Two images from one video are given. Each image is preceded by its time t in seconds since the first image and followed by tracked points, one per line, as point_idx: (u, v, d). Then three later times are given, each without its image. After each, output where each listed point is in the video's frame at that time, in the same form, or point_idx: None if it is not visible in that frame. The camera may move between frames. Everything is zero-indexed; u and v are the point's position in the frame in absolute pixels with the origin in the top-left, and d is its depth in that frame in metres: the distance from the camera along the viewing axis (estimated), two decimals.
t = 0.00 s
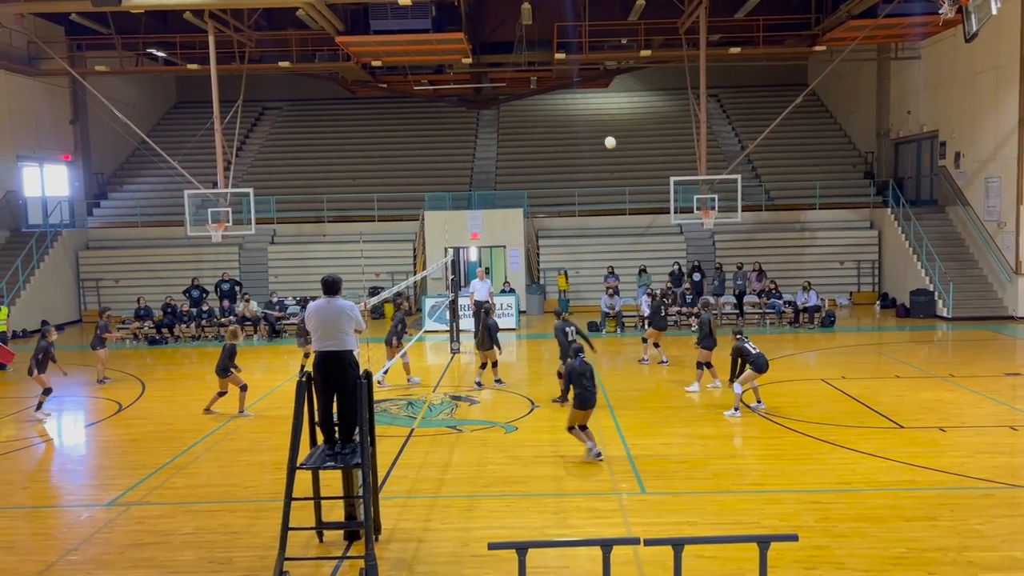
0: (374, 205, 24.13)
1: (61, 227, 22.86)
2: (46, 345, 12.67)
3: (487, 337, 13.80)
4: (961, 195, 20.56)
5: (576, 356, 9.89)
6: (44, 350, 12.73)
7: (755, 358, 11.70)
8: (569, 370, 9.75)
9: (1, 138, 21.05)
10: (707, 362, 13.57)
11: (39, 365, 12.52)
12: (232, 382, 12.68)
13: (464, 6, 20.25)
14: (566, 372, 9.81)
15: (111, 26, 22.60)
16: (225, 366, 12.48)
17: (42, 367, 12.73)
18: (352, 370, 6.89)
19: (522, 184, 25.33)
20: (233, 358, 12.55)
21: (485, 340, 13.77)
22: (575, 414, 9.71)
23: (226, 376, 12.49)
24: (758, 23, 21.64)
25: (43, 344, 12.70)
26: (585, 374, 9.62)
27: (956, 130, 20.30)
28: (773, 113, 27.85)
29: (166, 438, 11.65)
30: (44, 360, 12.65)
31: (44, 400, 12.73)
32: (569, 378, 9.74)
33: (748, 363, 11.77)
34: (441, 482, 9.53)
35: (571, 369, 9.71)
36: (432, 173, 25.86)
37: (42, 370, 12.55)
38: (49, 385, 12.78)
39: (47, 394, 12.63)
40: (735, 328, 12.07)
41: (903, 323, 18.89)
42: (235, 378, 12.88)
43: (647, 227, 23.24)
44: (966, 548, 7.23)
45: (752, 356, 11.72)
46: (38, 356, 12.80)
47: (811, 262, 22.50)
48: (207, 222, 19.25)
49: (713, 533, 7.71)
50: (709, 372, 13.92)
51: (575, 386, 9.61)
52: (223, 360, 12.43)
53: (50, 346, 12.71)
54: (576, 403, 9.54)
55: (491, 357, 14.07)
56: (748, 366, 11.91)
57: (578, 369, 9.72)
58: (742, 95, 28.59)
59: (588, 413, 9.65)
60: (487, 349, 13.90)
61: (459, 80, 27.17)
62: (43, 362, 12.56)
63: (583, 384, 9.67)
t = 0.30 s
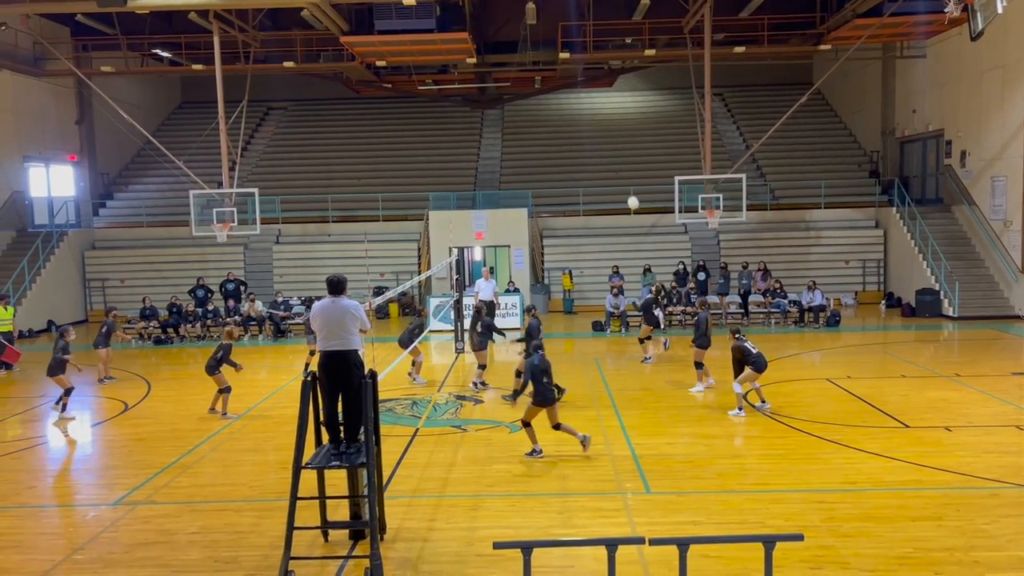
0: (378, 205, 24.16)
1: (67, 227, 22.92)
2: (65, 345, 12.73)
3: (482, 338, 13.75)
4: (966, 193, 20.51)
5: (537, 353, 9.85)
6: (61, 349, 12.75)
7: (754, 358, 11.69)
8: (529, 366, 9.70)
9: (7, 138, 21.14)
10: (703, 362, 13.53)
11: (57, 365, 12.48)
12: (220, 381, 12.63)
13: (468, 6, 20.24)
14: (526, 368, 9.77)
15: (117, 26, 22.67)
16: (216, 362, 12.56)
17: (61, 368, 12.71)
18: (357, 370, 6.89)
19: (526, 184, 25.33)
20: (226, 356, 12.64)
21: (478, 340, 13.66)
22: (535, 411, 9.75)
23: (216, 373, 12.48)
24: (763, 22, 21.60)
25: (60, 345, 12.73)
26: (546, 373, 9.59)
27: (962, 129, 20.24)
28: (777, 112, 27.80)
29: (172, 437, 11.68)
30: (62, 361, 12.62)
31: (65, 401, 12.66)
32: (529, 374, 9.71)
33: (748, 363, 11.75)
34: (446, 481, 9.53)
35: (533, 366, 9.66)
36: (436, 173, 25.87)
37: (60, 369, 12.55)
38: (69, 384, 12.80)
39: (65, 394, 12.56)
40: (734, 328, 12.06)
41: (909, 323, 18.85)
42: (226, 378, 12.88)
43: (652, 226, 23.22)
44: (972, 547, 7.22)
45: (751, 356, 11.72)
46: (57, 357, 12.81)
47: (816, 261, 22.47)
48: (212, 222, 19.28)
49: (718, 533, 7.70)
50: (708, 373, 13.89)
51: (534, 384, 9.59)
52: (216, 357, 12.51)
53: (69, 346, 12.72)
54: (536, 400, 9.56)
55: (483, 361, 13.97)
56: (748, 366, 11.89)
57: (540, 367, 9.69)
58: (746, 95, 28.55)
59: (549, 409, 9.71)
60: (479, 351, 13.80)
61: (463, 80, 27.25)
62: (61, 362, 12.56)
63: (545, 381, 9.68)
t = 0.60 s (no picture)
0: (384, 205, 24.17)
1: (73, 227, 22.99)
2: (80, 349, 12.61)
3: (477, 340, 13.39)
4: (973, 192, 20.43)
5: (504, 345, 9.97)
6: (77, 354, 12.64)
7: (751, 354, 11.62)
8: (495, 359, 9.82)
9: (15, 138, 21.24)
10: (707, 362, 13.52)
11: (71, 368, 12.34)
12: (222, 382, 12.65)
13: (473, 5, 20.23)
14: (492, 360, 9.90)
15: (123, 27, 22.73)
16: (218, 362, 12.58)
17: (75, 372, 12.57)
18: (363, 368, 6.89)
19: (530, 184, 25.34)
20: (227, 356, 12.64)
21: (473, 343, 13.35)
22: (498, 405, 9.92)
23: (217, 373, 12.48)
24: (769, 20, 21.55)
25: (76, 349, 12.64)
26: (509, 367, 9.76)
27: (969, 127, 20.17)
28: (783, 110, 27.75)
29: (179, 436, 11.70)
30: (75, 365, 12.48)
31: (80, 403, 12.54)
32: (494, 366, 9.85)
33: (745, 359, 11.65)
34: (452, 480, 9.53)
35: (498, 359, 9.80)
36: (442, 172, 25.88)
37: (74, 372, 12.44)
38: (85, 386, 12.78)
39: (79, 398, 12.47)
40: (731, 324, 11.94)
41: (915, 322, 18.78)
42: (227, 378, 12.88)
43: (657, 226, 23.18)
44: (980, 547, 7.19)
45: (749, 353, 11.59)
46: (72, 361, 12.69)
47: (823, 260, 22.40)
48: (218, 222, 19.32)
49: (724, 533, 7.68)
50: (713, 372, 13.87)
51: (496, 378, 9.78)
52: (216, 359, 12.53)
53: (84, 350, 12.58)
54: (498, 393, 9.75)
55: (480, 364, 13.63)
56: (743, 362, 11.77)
57: (505, 359, 9.82)
58: (752, 93, 28.50)
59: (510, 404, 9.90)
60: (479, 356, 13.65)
61: (468, 80, 27.29)
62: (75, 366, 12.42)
63: (509, 374, 9.86)
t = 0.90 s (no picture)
0: (390, 204, 24.20)
1: (81, 227, 23.07)
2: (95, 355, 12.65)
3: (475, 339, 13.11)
4: (981, 190, 20.34)
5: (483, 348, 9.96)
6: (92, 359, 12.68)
7: (747, 359, 11.41)
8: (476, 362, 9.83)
9: (23, 138, 21.32)
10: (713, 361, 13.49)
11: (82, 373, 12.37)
12: (228, 381, 12.70)
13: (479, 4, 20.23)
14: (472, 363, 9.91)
15: (131, 27, 22.82)
16: (224, 362, 12.62)
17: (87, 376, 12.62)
18: (369, 367, 6.90)
19: (537, 183, 25.35)
20: (233, 356, 12.66)
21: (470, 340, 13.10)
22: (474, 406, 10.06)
23: (223, 372, 12.53)
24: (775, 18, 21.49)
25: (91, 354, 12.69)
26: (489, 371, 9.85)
27: (976, 125, 20.11)
28: (789, 109, 27.68)
29: (186, 436, 11.73)
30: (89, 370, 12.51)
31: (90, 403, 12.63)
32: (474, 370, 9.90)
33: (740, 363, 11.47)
34: (459, 480, 9.53)
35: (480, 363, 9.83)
36: (448, 172, 25.89)
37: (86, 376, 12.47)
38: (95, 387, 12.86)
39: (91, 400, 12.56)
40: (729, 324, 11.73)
41: (923, 321, 18.71)
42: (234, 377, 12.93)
43: (664, 225, 23.15)
44: (988, 547, 7.16)
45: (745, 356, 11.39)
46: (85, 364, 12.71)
47: (830, 259, 22.34)
48: (225, 222, 19.37)
49: (731, 532, 7.67)
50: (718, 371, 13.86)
51: (475, 381, 9.85)
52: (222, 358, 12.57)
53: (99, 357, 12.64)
54: (476, 394, 9.89)
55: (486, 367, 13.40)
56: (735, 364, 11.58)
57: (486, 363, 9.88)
58: (758, 92, 28.43)
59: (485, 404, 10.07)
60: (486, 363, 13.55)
61: (474, 79, 27.34)
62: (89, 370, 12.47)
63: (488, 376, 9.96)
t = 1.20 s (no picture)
0: (397, 204, 24.22)
1: (89, 228, 23.16)
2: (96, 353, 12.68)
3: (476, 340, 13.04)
4: (990, 188, 20.24)
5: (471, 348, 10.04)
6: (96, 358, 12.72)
7: (740, 363, 11.26)
8: (464, 361, 9.86)
9: (32, 139, 21.43)
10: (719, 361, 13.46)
11: (83, 371, 12.38)
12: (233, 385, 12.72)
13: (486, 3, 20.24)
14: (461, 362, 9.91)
15: (139, 28, 22.91)
16: (230, 364, 12.68)
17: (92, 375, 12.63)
18: (377, 366, 6.90)
19: (544, 182, 25.34)
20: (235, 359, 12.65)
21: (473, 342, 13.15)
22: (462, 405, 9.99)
23: (228, 376, 12.56)
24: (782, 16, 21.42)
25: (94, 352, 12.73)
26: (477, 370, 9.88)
27: (985, 123, 20.00)
28: (796, 107, 27.60)
29: (194, 435, 11.77)
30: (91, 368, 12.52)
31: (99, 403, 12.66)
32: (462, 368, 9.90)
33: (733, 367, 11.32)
34: (467, 479, 9.54)
35: (469, 361, 9.86)
36: (454, 171, 25.91)
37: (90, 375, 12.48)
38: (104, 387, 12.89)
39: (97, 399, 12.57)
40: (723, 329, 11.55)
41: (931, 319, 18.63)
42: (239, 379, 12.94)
43: (670, 224, 23.12)
44: (997, 546, 7.13)
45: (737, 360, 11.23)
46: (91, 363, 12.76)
47: (837, 258, 22.27)
48: (232, 222, 19.43)
49: (739, 531, 7.65)
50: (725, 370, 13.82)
51: (462, 379, 9.82)
52: (228, 363, 12.62)
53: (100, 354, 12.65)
54: (463, 393, 9.82)
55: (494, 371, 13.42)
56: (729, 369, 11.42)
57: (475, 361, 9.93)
58: (765, 90, 28.36)
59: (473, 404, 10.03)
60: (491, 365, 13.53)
61: (481, 79, 27.35)
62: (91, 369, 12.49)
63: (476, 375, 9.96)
